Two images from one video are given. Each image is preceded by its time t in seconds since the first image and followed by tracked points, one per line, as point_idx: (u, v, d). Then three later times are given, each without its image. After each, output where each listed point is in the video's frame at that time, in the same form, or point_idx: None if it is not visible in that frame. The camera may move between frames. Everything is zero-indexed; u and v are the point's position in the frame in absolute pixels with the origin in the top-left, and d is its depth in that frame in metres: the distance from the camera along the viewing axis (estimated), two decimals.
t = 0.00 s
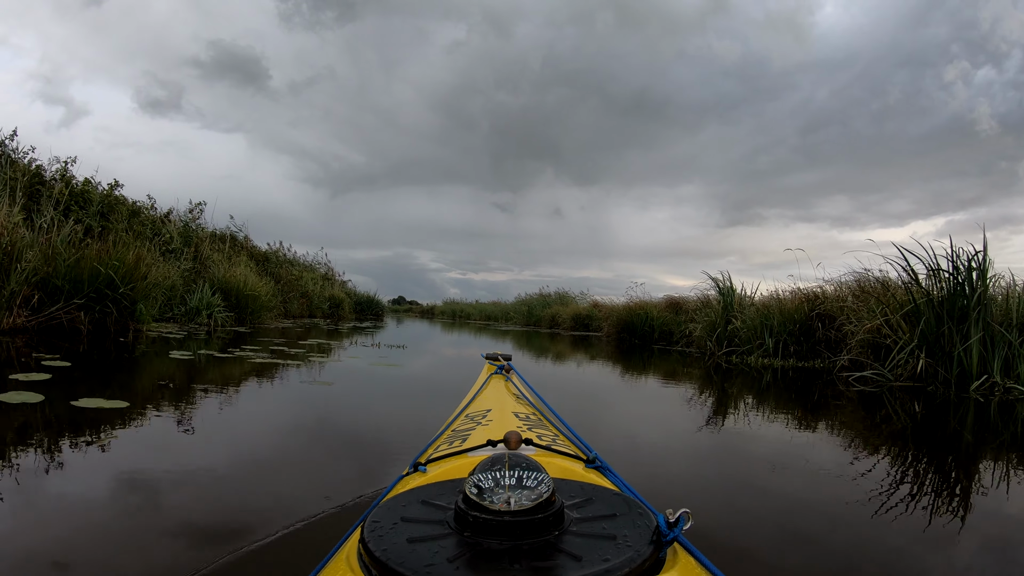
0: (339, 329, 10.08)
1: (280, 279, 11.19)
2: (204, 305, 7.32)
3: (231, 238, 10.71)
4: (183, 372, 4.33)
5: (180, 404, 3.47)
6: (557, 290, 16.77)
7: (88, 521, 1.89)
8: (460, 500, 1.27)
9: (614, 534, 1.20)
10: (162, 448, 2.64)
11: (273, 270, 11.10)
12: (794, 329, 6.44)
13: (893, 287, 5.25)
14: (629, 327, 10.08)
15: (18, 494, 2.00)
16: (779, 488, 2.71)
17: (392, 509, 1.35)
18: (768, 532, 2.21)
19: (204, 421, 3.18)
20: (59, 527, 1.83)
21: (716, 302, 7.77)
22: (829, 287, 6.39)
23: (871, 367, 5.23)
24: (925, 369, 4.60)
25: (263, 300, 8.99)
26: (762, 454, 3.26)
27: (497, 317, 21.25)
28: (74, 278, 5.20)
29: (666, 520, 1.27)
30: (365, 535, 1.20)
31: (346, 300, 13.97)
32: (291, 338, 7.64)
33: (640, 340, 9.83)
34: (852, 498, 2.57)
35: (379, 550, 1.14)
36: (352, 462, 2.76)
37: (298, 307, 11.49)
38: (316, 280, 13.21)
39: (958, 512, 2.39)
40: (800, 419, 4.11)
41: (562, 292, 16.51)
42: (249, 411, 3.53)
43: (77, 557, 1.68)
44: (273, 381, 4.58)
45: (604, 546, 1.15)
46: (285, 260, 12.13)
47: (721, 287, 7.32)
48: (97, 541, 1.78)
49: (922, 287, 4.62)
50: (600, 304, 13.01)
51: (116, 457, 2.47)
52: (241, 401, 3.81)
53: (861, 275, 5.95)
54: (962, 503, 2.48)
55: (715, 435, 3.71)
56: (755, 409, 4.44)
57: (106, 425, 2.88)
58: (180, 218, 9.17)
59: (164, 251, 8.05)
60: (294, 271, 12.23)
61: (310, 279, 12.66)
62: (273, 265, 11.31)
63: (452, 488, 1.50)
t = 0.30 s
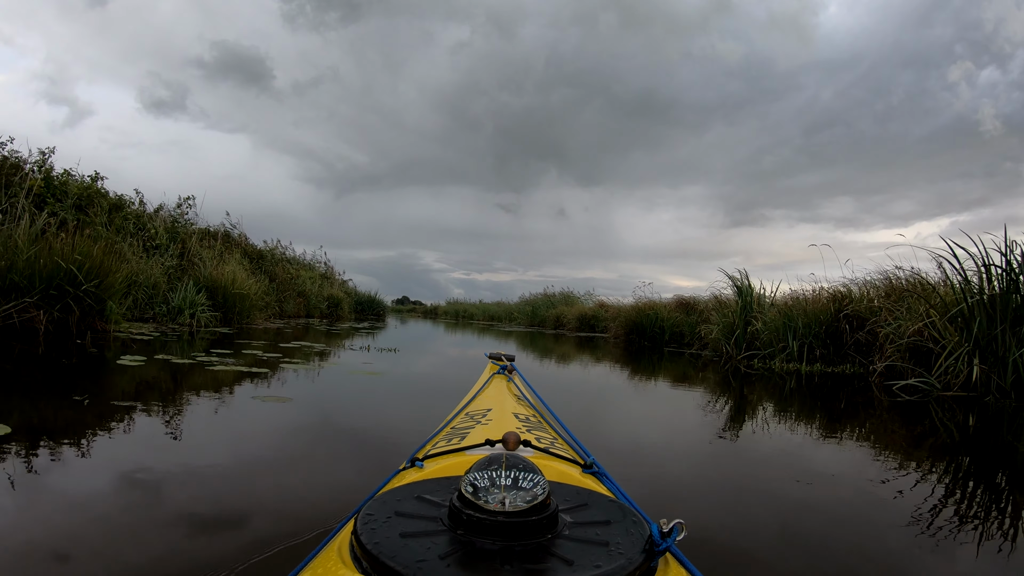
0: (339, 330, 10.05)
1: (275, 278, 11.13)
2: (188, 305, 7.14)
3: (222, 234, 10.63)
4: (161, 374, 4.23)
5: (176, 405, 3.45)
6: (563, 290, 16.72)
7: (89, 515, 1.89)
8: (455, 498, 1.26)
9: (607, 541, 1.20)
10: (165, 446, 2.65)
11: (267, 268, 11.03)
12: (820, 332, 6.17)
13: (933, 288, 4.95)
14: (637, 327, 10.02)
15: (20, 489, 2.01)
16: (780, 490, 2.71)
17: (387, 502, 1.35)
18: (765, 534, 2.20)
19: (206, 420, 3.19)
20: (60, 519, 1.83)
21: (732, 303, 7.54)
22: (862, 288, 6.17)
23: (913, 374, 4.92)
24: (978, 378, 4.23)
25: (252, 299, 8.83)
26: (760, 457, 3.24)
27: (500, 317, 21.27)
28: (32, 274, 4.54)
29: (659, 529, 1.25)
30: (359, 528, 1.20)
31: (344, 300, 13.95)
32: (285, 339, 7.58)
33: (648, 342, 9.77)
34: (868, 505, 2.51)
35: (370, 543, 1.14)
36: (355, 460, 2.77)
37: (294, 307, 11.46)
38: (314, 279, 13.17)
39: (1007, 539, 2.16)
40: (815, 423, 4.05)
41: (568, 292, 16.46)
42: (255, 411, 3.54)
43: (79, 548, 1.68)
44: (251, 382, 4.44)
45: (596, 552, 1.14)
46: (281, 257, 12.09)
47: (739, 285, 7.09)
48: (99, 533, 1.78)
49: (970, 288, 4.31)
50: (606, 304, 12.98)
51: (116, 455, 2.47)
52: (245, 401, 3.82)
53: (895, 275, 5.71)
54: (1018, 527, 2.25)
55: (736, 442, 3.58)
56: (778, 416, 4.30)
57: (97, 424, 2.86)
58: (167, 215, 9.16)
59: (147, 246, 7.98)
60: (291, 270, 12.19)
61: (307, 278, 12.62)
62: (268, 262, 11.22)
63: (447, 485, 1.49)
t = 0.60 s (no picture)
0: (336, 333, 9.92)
1: (267, 278, 11.03)
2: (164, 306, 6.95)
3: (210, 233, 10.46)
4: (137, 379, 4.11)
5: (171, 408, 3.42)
6: (565, 289, 16.71)
7: (90, 517, 1.88)
8: (455, 496, 1.26)
9: (605, 544, 1.19)
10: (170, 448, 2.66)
11: (259, 269, 10.89)
12: (848, 328, 6.00)
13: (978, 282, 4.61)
14: (644, 326, 9.97)
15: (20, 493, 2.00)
16: (781, 488, 2.72)
17: (387, 499, 1.35)
18: (768, 535, 2.18)
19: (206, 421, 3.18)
20: (62, 522, 1.83)
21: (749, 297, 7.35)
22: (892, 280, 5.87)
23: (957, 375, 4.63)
24: None
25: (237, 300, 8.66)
26: (764, 457, 3.22)
27: (502, 317, 21.29)
28: None
29: (658, 533, 1.25)
30: (358, 523, 1.20)
31: (341, 301, 13.89)
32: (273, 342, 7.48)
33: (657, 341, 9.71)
34: (881, 503, 2.51)
35: (369, 539, 1.13)
36: (358, 460, 2.78)
37: (284, 308, 11.36)
38: (306, 280, 13.07)
39: None
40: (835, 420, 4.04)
41: (571, 291, 16.45)
42: (260, 412, 3.55)
43: (85, 549, 1.68)
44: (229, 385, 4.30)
45: (594, 555, 1.14)
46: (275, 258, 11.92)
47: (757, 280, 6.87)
48: (104, 534, 1.78)
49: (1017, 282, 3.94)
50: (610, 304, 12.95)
51: (122, 458, 2.47)
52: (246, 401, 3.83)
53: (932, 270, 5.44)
54: None
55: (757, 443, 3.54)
56: (802, 417, 4.19)
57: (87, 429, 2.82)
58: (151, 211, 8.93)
59: (126, 246, 7.73)
60: (285, 271, 12.07)
61: (301, 280, 12.52)
62: (259, 263, 11.07)
63: (448, 484, 1.49)
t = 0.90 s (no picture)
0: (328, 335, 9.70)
1: (256, 279, 10.76)
2: (138, 309, 6.55)
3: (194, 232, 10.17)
4: (100, 388, 3.83)
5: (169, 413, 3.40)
6: (567, 288, 16.69)
7: (89, 525, 1.87)
8: (455, 497, 1.26)
9: (605, 545, 1.19)
10: (174, 453, 2.66)
11: (249, 269, 10.61)
12: (878, 325, 5.80)
13: None
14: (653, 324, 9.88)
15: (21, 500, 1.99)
16: (785, 485, 2.72)
17: (386, 499, 1.35)
18: (770, 535, 2.16)
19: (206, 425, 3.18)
20: (67, 527, 1.84)
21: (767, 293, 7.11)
22: (923, 272, 5.65)
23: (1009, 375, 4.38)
24: None
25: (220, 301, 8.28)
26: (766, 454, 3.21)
27: (502, 317, 21.31)
28: None
29: (658, 535, 1.25)
30: (357, 523, 1.20)
31: (336, 302, 13.80)
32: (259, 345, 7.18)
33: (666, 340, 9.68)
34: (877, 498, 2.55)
35: (369, 539, 1.13)
36: (361, 460, 2.81)
37: (271, 310, 11.08)
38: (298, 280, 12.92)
39: None
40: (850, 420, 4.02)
41: (573, 290, 16.43)
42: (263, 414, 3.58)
43: (88, 555, 1.69)
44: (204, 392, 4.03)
45: (594, 556, 1.14)
46: (264, 259, 11.67)
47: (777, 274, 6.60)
48: (108, 539, 1.79)
49: None
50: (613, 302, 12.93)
51: (127, 462, 2.48)
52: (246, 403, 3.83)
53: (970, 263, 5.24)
54: None
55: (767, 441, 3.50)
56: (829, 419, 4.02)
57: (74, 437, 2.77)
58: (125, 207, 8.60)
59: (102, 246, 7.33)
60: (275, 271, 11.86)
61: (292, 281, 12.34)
62: (248, 263, 10.75)
63: (448, 484, 1.49)
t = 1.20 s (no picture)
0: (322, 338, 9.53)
1: (244, 282, 10.41)
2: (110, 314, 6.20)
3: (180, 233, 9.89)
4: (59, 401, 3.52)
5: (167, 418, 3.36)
6: (569, 287, 16.67)
7: (91, 531, 1.86)
8: (454, 497, 1.25)
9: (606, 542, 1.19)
10: (175, 457, 2.65)
11: (239, 271, 10.32)
12: (916, 321, 5.46)
13: None
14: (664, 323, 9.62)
15: (22, 508, 1.98)
16: (793, 480, 2.71)
17: (386, 500, 1.35)
18: (780, 526, 2.18)
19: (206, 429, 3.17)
20: (69, 532, 1.84)
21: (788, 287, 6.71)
22: (956, 262, 5.33)
23: None
24: None
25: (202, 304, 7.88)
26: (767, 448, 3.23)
27: (504, 317, 21.33)
28: None
29: (658, 531, 1.25)
30: (357, 525, 1.20)
31: (331, 303, 13.71)
32: (245, 350, 6.82)
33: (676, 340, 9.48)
34: (881, 490, 2.55)
35: (369, 541, 1.13)
36: (364, 462, 2.81)
37: (260, 314, 10.72)
38: (291, 282, 12.74)
39: None
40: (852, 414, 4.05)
41: (575, 288, 16.40)
42: (265, 417, 3.58)
43: (89, 560, 1.68)
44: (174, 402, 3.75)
45: (595, 554, 1.14)
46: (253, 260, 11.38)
47: (800, 267, 6.25)
48: (110, 546, 1.78)
49: None
50: (616, 300, 12.90)
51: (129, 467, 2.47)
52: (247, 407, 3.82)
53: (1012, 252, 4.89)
54: None
55: (769, 436, 3.50)
56: (861, 423, 3.75)
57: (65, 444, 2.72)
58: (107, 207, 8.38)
59: (75, 249, 6.99)
60: (265, 274, 11.51)
61: (283, 284, 12.03)
62: (238, 265, 10.45)
63: (447, 485, 1.49)
